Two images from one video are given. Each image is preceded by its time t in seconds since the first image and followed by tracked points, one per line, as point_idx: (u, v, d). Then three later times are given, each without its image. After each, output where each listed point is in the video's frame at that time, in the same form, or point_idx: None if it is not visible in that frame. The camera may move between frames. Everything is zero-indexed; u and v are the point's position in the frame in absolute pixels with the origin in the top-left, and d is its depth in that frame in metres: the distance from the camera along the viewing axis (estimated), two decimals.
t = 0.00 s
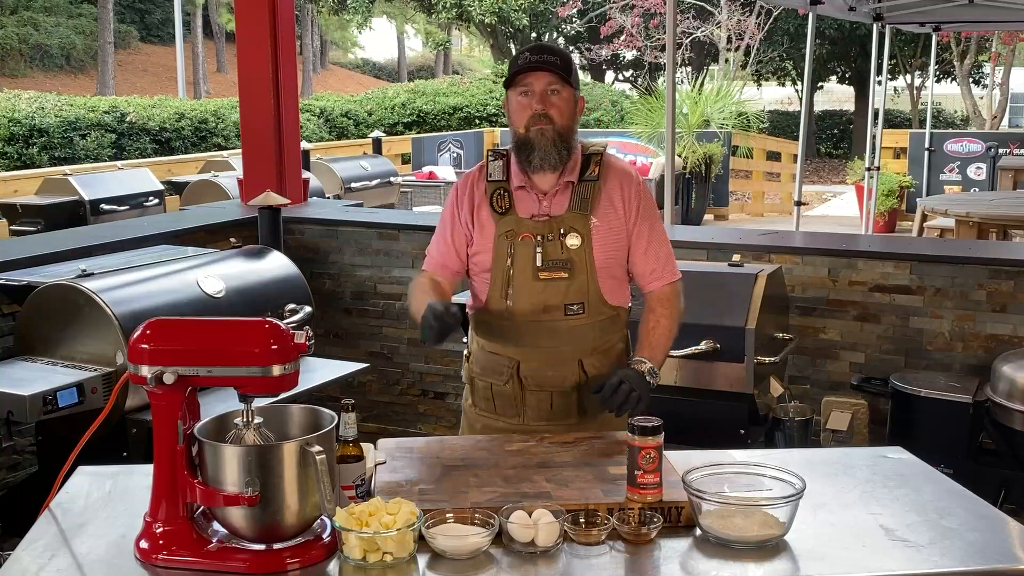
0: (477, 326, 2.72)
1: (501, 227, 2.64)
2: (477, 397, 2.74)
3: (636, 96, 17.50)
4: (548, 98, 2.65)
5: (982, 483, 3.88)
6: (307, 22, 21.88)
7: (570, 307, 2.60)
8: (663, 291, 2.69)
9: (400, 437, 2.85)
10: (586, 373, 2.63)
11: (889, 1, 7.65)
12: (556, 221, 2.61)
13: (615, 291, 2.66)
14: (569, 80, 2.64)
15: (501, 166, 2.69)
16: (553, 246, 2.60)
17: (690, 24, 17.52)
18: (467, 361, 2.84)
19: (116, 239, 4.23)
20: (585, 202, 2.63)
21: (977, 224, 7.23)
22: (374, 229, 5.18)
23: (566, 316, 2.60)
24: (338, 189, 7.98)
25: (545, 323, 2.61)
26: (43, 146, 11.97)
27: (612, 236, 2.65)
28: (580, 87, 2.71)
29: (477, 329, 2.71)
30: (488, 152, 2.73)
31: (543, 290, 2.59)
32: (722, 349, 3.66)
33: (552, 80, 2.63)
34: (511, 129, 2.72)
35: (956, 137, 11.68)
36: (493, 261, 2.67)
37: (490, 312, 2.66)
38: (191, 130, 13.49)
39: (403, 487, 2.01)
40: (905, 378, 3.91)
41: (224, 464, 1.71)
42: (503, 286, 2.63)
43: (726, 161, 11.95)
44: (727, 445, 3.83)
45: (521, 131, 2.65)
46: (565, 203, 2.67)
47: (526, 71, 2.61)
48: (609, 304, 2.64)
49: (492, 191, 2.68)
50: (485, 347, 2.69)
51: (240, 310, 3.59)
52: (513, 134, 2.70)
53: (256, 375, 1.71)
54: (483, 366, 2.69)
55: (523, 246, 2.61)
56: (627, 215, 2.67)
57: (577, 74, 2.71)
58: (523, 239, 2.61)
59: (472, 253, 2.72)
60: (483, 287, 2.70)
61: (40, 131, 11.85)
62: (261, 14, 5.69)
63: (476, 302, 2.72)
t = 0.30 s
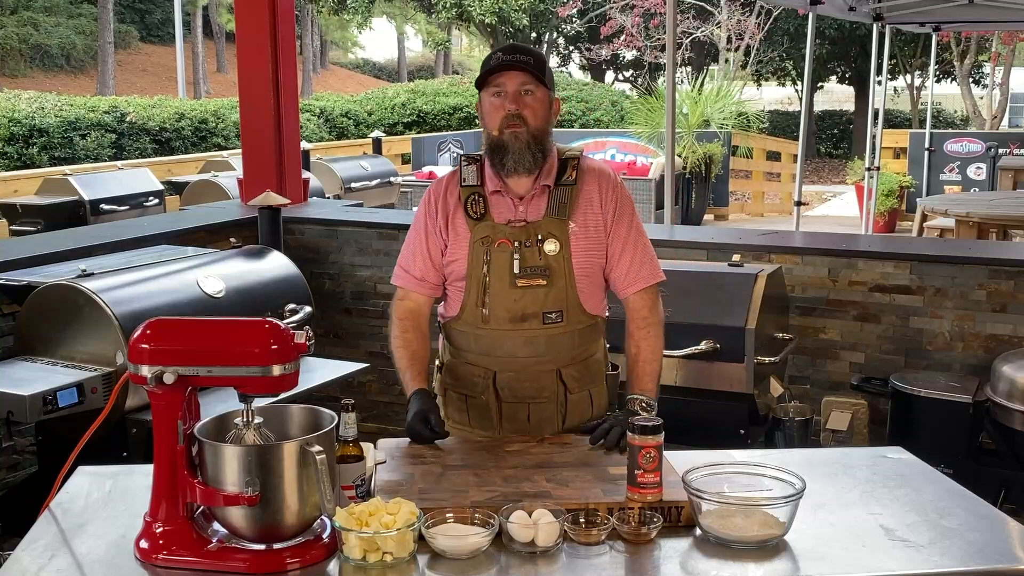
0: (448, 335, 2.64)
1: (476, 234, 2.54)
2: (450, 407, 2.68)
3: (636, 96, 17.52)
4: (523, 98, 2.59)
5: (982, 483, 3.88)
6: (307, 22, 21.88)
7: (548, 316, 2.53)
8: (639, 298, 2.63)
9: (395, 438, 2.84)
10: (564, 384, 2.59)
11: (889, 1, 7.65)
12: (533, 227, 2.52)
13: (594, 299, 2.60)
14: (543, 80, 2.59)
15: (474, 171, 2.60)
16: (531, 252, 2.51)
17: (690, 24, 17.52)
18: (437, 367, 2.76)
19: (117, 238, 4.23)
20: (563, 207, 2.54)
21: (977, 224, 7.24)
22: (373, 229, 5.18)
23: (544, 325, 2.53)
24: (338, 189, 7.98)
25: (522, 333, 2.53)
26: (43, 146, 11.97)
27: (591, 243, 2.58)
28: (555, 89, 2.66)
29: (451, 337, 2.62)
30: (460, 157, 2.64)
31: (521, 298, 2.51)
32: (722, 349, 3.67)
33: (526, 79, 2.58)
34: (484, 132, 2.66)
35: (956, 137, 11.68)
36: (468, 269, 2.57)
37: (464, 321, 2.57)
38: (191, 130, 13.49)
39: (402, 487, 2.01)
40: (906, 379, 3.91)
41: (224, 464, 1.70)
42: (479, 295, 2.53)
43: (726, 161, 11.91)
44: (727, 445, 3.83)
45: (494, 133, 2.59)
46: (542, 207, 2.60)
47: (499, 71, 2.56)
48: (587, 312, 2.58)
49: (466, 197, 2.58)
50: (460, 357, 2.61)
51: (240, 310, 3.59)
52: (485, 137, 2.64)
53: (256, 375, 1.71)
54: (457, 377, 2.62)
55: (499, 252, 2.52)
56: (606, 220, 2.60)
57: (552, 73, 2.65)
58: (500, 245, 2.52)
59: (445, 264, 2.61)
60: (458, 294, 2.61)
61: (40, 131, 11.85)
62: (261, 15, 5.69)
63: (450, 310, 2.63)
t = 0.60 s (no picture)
0: (433, 341, 2.58)
1: (464, 235, 2.53)
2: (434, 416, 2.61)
3: (636, 96, 17.53)
4: (511, 101, 2.55)
5: (981, 483, 3.86)
6: (307, 22, 21.88)
7: (537, 319, 2.50)
8: (636, 298, 2.65)
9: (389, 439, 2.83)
10: (553, 390, 2.55)
11: (889, 1, 7.65)
12: (523, 228, 2.51)
13: (584, 302, 2.57)
14: (532, 82, 2.54)
15: (461, 172, 2.59)
16: (520, 254, 2.49)
17: (690, 24, 17.51)
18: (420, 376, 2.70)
19: (117, 238, 4.23)
20: (552, 208, 2.55)
21: (977, 224, 7.24)
22: (373, 229, 5.18)
23: (533, 328, 2.50)
24: (338, 189, 7.98)
25: (511, 337, 2.50)
26: (43, 146, 12.00)
27: (581, 245, 2.58)
28: (543, 88, 2.61)
29: (435, 343, 2.57)
30: (445, 157, 2.62)
31: (510, 300, 2.48)
32: (722, 349, 3.67)
33: (515, 82, 2.53)
34: (471, 131, 2.63)
35: (956, 137, 11.67)
36: (455, 272, 2.54)
37: (450, 325, 2.53)
38: (191, 130, 13.49)
39: (401, 487, 2.01)
40: (905, 378, 3.91)
41: (224, 463, 1.70)
42: (466, 298, 2.50)
43: (726, 162, 11.90)
44: (727, 445, 3.84)
45: (483, 136, 2.55)
46: (530, 209, 2.58)
47: (487, 73, 2.51)
48: (576, 316, 2.55)
49: (452, 198, 2.57)
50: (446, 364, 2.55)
51: (240, 310, 3.59)
52: (473, 137, 2.60)
53: (256, 375, 1.71)
54: (442, 385, 2.56)
55: (488, 255, 2.50)
56: (597, 221, 2.61)
57: (540, 73, 2.61)
58: (488, 247, 2.50)
59: (432, 265, 2.59)
60: (442, 298, 2.57)
61: (40, 131, 11.86)
62: (261, 14, 5.68)
63: (434, 315, 2.58)
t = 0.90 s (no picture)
0: (428, 342, 2.58)
1: (458, 233, 2.52)
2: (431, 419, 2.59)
3: (636, 96, 17.54)
4: (505, 103, 2.54)
5: (982, 483, 3.87)
6: (307, 22, 21.88)
7: (532, 317, 2.49)
8: (634, 298, 2.65)
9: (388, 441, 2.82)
10: (551, 389, 2.54)
11: (889, 1, 7.64)
12: (517, 225, 2.51)
13: (580, 300, 2.57)
14: (526, 83, 2.52)
15: (454, 170, 2.58)
16: (514, 251, 2.49)
17: (690, 24, 17.51)
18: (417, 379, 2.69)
19: (117, 238, 4.23)
20: (546, 205, 2.54)
21: (977, 224, 7.24)
22: (373, 229, 5.18)
23: (528, 326, 2.50)
24: (338, 189, 7.98)
25: (508, 335, 2.49)
26: (43, 146, 12.01)
27: (576, 242, 2.58)
28: (538, 87, 2.59)
29: (430, 344, 2.57)
30: (439, 156, 2.61)
31: (505, 298, 2.47)
32: (722, 349, 3.67)
33: (509, 84, 2.52)
34: (464, 131, 2.61)
35: (956, 137, 11.66)
36: (449, 271, 2.53)
37: (445, 325, 2.53)
38: (191, 130, 13.49)
39: (401, 487, 2.01)
40: (905, 379, 3.91)
41: (224, 463, 1.70)
42: (461, 296, 2.50)
43: (726, 162, 11.89)
44: (727, 445, 3.84)
45: (476, 136, 2.54)
46: (524, 206, 2.58)
47: (480, 75, 2.49)
48: (572, 315, 2.55)
49: (445, 196, 2.56)
50: (443, 365, 2.54)
51: (240, 310, 3.59)
52: (466, 137, 2.59)
53: (256, 375, 1.71)
54: (439, 386, 2.55)
55: (482, 252, 2.49)
56: (592, 220, 2.61)
57: (535, 73, 2.59)
58: (482, 244, 2.49)
59: (426, 264, 2.59)
60: (436, 297, 2.57)
61: (40, 131, 11.86)
62: (261, 13, 5.68)
63: (428, 315, 2.58)
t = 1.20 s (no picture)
0: (427, 343, 2.57)
1: (457, 234, 2.51)
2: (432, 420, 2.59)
3: (636, 96, 17.55)
4: (504, 102, 2.54)
5: (981, 484, 3.87)
6: (307, 22, 21.89)
7: (533, 318, 2.49)
8: (633, 298, 2.65)
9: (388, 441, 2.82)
10: (551, 390, 2.54)
11: (889, 1, 7.64)
12: (518, 226, 2.50)
13: (580, 299, 2.57)
14: (525, 83, 2.52)
15: (454, 171, 2.58)
16: (514, 252, 2.49)
17: (690, 24, 17.51)
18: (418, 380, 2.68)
19: (116, 238, 4.23)
20: (546, 205, 2.53)
21: (977, 224, 7.24)
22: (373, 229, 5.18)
23: (529, 327, 2.50)
24: (338, 189, 7.98)
25: (509, 336, 2.49)
26: (43, 146, 12.01)
27: (576, 242, 2.58)
28: (538, 86, 2.59)
29: (430, 345, 2.56)
30: (438, 156, 2.61)
31: (505, 298, 2.47)
32: (722, 349, 3.67)
33: (509, 84, 2.52)
34: (464, 130, 2.61)
35: (956, 137, 11.65)
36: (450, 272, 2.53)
37: (445, 326, 2.52)
38: (190, 130, 13.50)
39: (402, 487, 2.01)
40: (906, 378, 3.91)
41: (224, 463, 1.70)
42: (461, 297, 2.49)
43: (726, 162, 11.88)
44: (727, 445, 3.84)
45: (475, 135, 2.54)
46: (524, 206, 2.58)
47: (479, 74, 2.49)
48: (573, 315, 2.55)
49: (445, 197, 2.55)
50: (443, 366, 2.54)
51: (239, 309, 3.59)
52: (465, 137, 2.58)
53: (256, 375, 1.71)
54: (439, 388, 2.54)
55: (482, 253, 2.49)
56: (592, 220, 2.61)
57: (534, 72, 2.59)
58: (482, 245, 2.49)
59: (426, 265, 2.59)
60: (437, 297, 2.57)
61: (40, 131, 11.86)
62: (261, 13, 5.68)
63: (428, 316, 2.58)
